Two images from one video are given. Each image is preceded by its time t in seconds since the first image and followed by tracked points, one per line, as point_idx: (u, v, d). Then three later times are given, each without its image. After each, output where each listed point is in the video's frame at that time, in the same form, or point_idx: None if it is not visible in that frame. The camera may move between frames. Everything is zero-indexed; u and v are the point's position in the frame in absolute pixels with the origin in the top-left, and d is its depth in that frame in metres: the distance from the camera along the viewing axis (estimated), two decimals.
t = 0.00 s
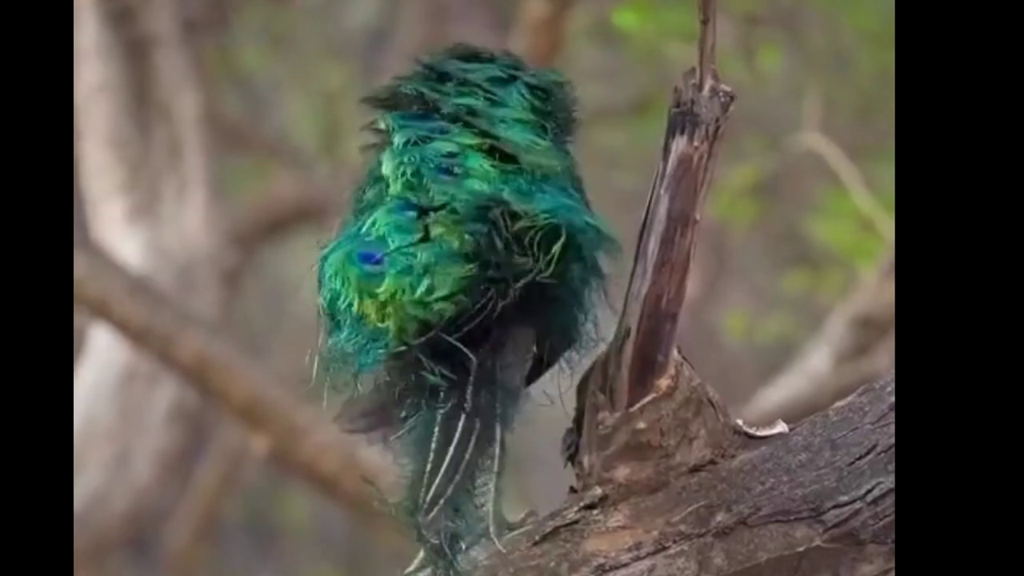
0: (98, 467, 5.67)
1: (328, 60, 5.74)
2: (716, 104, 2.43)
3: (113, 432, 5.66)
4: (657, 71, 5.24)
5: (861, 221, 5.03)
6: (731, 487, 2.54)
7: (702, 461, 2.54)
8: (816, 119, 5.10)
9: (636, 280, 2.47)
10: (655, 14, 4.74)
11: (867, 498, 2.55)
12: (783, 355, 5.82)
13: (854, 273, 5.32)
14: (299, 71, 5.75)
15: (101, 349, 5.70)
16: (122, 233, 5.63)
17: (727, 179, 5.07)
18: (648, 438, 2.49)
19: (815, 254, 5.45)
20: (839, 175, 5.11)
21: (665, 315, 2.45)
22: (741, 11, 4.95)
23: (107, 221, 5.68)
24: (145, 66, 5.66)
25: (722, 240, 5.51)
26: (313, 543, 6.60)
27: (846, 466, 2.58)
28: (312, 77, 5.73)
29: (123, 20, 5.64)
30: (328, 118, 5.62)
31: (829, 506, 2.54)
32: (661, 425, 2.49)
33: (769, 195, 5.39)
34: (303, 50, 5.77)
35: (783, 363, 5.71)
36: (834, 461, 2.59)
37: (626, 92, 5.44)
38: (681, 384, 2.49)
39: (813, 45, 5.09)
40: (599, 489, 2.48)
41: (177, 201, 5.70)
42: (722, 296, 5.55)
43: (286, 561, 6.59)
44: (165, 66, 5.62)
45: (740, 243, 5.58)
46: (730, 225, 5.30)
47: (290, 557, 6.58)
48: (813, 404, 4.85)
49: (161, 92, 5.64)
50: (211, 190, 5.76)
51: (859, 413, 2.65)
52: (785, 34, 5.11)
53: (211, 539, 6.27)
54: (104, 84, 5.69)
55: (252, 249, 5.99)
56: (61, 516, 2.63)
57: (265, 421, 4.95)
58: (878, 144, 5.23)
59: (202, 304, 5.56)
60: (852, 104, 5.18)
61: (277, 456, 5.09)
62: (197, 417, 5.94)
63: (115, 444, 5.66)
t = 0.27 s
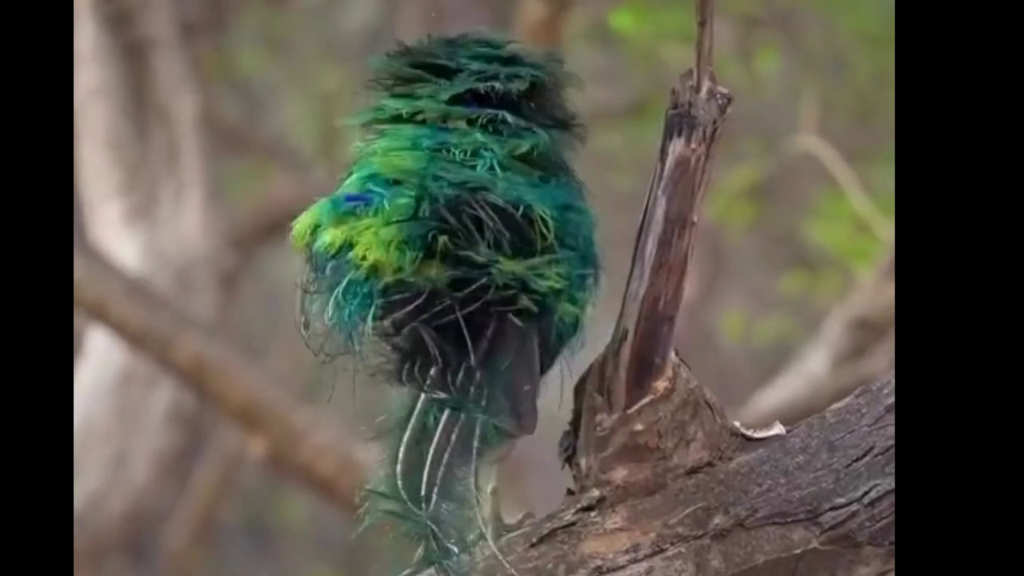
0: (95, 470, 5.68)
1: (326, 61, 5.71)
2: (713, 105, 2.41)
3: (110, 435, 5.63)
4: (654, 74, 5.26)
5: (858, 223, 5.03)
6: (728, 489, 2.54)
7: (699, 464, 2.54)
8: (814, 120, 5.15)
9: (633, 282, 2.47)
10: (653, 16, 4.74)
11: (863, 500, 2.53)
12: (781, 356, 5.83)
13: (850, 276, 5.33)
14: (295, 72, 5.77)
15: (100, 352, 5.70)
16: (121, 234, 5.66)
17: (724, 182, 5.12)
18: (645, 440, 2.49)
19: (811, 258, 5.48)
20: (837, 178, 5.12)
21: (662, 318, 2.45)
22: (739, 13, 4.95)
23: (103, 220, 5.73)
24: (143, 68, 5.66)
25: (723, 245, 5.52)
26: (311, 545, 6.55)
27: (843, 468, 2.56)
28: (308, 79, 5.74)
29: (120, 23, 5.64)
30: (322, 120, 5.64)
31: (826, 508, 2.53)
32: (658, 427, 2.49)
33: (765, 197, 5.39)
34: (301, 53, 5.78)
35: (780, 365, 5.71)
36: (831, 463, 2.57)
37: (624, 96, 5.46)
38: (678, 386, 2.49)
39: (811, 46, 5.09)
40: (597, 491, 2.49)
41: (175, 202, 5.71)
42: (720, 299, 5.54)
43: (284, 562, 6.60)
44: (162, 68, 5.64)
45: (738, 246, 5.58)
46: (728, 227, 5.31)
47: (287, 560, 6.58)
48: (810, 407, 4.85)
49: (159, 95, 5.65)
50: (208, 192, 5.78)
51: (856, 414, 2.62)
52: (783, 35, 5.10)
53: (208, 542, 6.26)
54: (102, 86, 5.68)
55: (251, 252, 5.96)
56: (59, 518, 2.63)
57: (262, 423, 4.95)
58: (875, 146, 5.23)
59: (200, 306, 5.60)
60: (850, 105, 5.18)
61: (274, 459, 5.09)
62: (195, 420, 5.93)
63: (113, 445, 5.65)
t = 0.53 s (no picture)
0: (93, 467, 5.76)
1: (326, 64, 5.51)
2: (711, 106, 2.48)
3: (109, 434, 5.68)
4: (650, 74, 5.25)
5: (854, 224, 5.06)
6: (725, 490, 2.62)
7: (697, 465, 2.62)
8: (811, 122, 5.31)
9: (631, 284, 2.55)
10: (649, 17, 4.80)
11: (861, 501, 2.61)
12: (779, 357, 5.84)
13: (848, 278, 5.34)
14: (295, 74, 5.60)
15: (96, 351, 5.62)
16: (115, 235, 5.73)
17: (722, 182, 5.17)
18: (643, 441, 2.58)
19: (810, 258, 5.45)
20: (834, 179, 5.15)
21: (660, 319, 2.54)
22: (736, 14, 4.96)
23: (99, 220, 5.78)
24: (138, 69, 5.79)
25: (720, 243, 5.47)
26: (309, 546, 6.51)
27: (841, 469, 2.63)
28: (308, 82, 5.60)
29: (117, 24, 5.74)
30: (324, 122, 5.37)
31: (824, 509, 2.60)
32: (656, 428, 2.58)
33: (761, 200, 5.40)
34: (300, 56, 5.59)
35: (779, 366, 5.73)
36: (829, 465, 2.64)
37: (620, 97, 5.46)
38: (675, 388, 2.58)
39: (808, 48, 5.11)
40: (594, 492, 2.59)
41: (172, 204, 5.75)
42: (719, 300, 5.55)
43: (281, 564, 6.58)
44: (159, 67, 5.74)
45: (734, 243, 5.48)
46: (725, 228, 5.33)
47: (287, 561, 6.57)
48: (807, 408, 4.88)
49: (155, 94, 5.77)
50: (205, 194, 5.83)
51: (853, 415, 2.68)
52: (780, 37, 5.14)
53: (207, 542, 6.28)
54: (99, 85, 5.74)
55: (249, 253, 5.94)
56: (62, 518, 2.65)
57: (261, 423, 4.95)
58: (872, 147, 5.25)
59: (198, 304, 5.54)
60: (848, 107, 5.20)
61: (273, 460, 5.10)
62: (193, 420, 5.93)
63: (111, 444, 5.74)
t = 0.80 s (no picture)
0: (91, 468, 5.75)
1: (325, 65, 5.55)
2: (710, 106, 2.49)
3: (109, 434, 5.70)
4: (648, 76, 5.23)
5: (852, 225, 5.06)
6: (725, 491, 2.62)
7: (696, 465, 2.63)
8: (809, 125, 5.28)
9: (630, 284, 2.55)
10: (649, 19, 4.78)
11: (860, 501, 2.61)
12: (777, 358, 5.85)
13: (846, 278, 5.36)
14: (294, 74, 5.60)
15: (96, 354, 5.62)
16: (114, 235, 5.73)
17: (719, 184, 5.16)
18: (642, 441, 2.57)
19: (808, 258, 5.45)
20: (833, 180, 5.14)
21: (659, 319, 2.54)
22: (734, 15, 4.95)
23: (98, 221, 5.78)
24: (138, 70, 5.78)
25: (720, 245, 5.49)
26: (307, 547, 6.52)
27: (840, 469, 2.64)
28: (306, 83, 5.58)
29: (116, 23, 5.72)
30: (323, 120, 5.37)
31: (823, 510, 2.60)
32: (655, 428, 2.58)
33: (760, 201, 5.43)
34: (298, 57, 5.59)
35: (777, 367, 5.73)
36: (827, 466, 2.65)
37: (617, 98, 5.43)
38: (674, 388, 2.58)
39: (806, 48, 5.10)
40: (594, 492, 2.57)
41: (171, 204, 5.73)
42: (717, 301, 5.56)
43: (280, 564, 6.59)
44: (159, 68, 5.76)
45: (733, 245, 5.48)
46: (723, 229, 5.32)
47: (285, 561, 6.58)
48: (806, 408, 4.87)
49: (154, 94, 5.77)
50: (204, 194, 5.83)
51: (852, 416, 2.70)
52: (778, 37, 5.12)
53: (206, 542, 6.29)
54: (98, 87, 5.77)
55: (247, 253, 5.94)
56: (61, 517, 2.65)
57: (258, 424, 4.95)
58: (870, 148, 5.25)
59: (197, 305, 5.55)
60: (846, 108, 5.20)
61: (271, 460, 5.11)
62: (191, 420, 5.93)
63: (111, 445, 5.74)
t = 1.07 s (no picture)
0: (90, 471, 5.71)
1: (325, 65, 5.81)
2: (711, 107, 2.38)
3: (107, 437, 5.64)
4: (643, 79, 5.26)
5: (852, 226, 5.05)
6: (724, 492, 2.48)
7: (695, 467, 2.50)
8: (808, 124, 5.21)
9: (629, 287, 2.45)
10: (648, 19, 4.73)
11: (860, 503, 2.44)
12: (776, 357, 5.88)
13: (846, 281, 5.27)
14: (295, 77, 5.82)
15: (95, 353, 5.72)
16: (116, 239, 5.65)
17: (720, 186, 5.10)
18: (641, 443, 2.45)
19: (807, 260, 5.43)
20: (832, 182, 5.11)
21: (658, 322, 2.43)
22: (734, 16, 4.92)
23: (98, 224, 5.72)
24: (139, 73, 5.64)
25: (717, 248, 5.53)
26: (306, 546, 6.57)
27: (839, 472, 2.49)
28: (306, 84, 5.84)
29: (116, 25, 5.59)
30: (325, 123, 5.82)
31: (823, 512, 2.45)
32: (654, 430, 2.45)
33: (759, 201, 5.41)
34: (299, 57, 5.78)
35: (776, 368, 5.75)
36: (826, 466, 2.50)
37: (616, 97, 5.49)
38: (673, 390, 2.47)
39: (806, 49, 5.08)
40: (593, 494, 2.44)
41: (171, 205, 5.68)
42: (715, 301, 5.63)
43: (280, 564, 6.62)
44: (158, 68, 5.63)
45: (733, 247, 5.61)
46: (722, 231, 5.31)
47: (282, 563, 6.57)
48: (804, 411, 4.87)
49: (154, 96, 5.63)
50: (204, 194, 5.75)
51: (851, 418, 2.55)
52: (778, 38, 5.08)
53: (203, 544, 6.27)
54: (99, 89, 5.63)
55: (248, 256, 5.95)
56: (59, 519, 2.63)
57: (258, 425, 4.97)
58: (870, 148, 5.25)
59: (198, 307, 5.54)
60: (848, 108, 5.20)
61: (269, 462, 5.09)
62: (192, 421, 5.94)
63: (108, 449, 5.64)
